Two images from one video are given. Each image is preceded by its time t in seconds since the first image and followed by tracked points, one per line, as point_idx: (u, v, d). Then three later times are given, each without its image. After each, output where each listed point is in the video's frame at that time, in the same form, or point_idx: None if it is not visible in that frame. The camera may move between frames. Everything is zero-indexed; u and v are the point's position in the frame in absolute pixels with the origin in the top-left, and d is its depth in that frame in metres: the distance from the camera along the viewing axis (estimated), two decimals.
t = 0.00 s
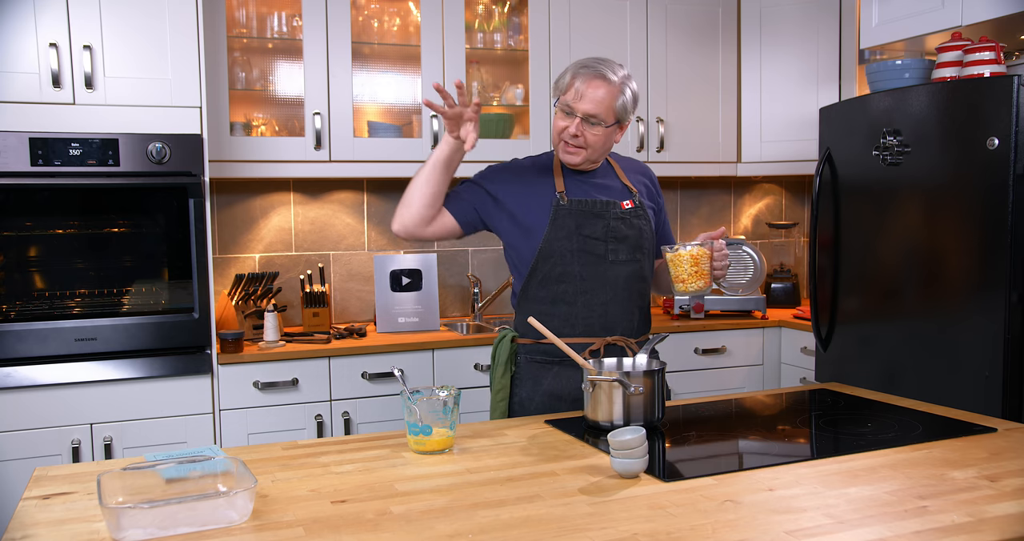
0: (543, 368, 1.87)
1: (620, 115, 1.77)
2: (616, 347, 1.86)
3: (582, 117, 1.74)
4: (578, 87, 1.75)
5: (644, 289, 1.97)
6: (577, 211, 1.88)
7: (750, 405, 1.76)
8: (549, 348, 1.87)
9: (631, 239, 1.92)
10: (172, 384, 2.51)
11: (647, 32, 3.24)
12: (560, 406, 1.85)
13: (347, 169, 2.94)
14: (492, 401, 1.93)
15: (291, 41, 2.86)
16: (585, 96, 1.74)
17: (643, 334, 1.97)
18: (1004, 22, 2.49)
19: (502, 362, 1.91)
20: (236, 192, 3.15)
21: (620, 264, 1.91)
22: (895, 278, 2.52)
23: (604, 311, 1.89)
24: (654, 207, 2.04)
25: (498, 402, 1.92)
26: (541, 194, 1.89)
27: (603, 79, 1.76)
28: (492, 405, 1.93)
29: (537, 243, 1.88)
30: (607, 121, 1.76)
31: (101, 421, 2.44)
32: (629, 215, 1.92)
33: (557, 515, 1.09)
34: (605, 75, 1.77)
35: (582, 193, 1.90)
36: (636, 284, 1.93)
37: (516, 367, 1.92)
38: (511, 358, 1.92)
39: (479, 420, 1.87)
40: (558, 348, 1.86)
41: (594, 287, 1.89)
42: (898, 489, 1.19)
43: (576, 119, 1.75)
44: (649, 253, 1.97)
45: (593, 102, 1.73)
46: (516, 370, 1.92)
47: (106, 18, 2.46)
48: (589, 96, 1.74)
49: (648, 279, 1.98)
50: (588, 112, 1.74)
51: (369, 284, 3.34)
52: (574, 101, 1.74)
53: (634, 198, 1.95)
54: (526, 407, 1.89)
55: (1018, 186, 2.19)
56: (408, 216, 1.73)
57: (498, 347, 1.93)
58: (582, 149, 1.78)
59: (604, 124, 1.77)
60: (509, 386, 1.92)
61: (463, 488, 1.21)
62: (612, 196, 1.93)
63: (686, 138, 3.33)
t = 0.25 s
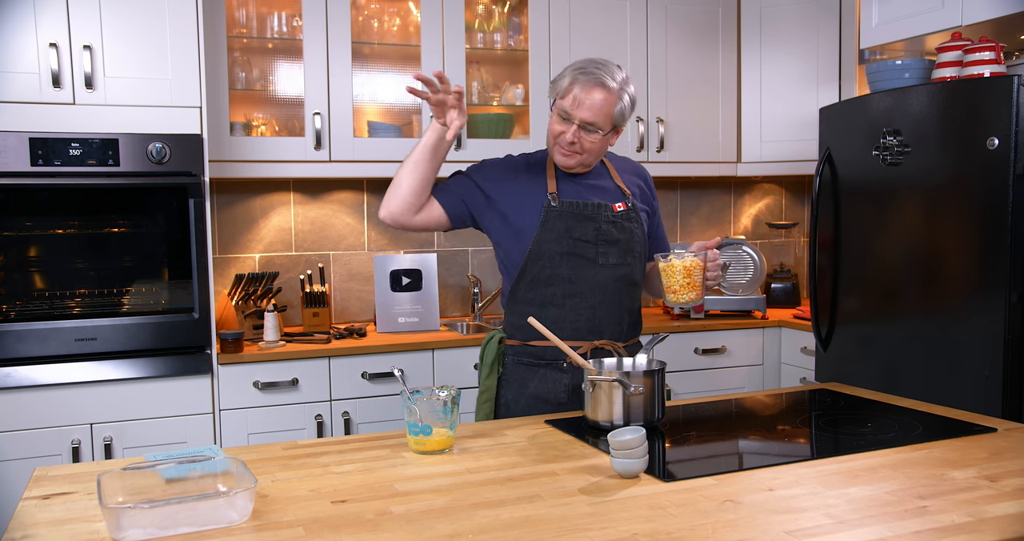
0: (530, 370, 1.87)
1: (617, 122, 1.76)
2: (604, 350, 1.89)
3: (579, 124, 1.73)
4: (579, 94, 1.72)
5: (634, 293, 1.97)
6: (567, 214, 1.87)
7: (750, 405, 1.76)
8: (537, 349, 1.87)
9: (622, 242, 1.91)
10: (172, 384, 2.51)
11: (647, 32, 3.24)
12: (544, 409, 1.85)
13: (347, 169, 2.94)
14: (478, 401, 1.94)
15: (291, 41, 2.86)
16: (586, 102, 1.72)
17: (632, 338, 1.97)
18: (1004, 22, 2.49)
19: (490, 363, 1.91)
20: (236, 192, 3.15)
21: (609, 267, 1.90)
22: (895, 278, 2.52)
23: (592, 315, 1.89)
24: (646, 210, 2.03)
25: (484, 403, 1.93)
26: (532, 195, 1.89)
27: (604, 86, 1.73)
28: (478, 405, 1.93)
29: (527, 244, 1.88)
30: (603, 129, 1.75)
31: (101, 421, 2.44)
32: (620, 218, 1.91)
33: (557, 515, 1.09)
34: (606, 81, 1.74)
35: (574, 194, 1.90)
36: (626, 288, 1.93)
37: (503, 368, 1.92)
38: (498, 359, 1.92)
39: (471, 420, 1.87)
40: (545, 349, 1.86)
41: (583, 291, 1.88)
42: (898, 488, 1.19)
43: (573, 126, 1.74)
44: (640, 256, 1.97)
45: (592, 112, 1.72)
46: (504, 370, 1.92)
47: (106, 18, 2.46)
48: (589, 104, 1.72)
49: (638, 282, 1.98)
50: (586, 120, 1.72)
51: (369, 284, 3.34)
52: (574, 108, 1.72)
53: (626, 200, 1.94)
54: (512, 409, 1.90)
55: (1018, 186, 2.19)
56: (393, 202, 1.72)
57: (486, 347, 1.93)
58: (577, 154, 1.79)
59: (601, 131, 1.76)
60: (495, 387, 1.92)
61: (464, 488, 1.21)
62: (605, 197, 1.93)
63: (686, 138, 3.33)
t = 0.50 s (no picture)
0: (523, 374, 1.87)
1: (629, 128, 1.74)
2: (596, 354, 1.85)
3: (599, 146, 1.72)
4: (596, 120, 1.67)
5: (629, 298, 1.97)
6: (564, 218, 1.87)
7: (750, 405, 1.76)
8: (529, 353, 1.87)
9: (619, 248, 1.91)
10: (172, 384, 2.51)
11: (647, 32, 3.24)
12: (537, 413, 1.86)
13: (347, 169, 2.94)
14: (469, 404, 1.93)
15: (291, 41, 2.86)
16: (607, 129, 1.68)
17: (626, 342, 1.97)
18: (1004, 22, 2.49)
19: (483, 365, 1.91)
20: (236, 192, 3.15)
21: (606, 273, 1.90)
22: (895, 278, 2.52)
23: (587, 320, 1.89)
24: (642, 213, 2.02)
25: (476, 406, 1.93)
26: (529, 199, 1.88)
27: (618, 103, 1.67)
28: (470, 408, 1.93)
29: (523, 248, 1.87)
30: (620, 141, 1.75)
31: (101, 421, 2.44)
32: (616, 224, 1.90)
33: (557, 515, 1.09)
34: (618, 95, 1.68)
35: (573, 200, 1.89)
36: (622, 292, 1.93)
37: (494, 371, 1.92)
38: (490, 362, 1.92)
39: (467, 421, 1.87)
40: (538, 353, 1.86)
41: (579, 296, 1.89)
42: (898, 488, 1.19)
43: (594, 150, 1.73)
44: (636, 260, 1.98)
45: (612, 135, 1.70)
46: (495, 373, 1.92)
47: (106, 18, 2.46)
48: (607, 128, 1.68)
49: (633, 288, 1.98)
50: (607, 143, 1.71)
51: (369, 284, 3.34)
52: (593, 135, 1.69)
53: (622, 205, 1.93)
54: (505, 412, 1.90)
55: (1018, 186, 2.19)
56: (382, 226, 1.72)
57: (479, 350, 1.93)
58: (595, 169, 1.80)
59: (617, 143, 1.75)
60: (487, 390, 1.92)
61: (464, 488, 1.21)
62: (603, 201, 1.92)
63: (686, 138, 3.33)
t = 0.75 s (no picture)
0: (524, 375, 1.87)
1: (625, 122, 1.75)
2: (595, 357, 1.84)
3: (599, 143, 1.72)
4: (593, 118, 1.67)
5: (629, 299, 1.97)
6: (566, 220, 1.87)
7: (750, 405, 1.76)
8: (530, 354, 1.87)
9: (620, 249, 1.91)
10: (172, 384, 2.51)
11: (647, 32, 3.24)
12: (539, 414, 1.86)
13: (347, 169, 2.94)
14: (468, 407, 1.92)
15: (291, 41, 2.86)
16: (606, 125, 1.69)
17: (626, 344, 1.98)
18: (1004, 22, 2.49)
19: (483, 367, 1.90)
20: (236, 192, 3.15)
21: (608, 274, 1.90)
22: (896, 278, 2.52)
23: (590, 321, 1.89)
24: (640, 211, 2.03)
25: (475, 409, 1.91)
26: (530, 202, 1.88)
27: (612, 97, 1.68)
28: (468, 410, 1.92)
29: (526, 251, 1.87)
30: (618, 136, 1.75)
31: (101, 421, 2.44)
32: (616, 225, 1.90)
33: (557, 515, 1.09)
34: (611, 90, 1.68)
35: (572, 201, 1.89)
36: (622, 294, 1.94)
37: (493, 372, 1.92)
38: (489, 363, 1.91)
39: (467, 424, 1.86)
40: (539, 355, 1.86)
41: (582, 298, 1.88)
42: (898, 488, 1.19)
43: (594, 148, 1.73)
44: (635, 261, 1.98)
45: (610, 130, 1.70)
46: (494, 375, 1.91)
47: (106, 18, 2.46)
48: (605, 124, 1.69)
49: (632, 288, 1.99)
50: (606, 139, 1.71)
51: (369, 284, 3.34)
52: (592, 133, 1.69)
53: (620, 205, 1.94)
54: (505, 413, 1.89)
55: (1018, 186, 2.19)
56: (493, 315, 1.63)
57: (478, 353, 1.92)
58: (596, 167, 1.80)
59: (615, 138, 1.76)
60: (486, 392, 1.91)
61: (464, 488, 1.21)
62: (601, 202, 1.92)
63: (686, 138, 3.33)
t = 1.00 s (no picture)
0: (524, 375, 1.87)
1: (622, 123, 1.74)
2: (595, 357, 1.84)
3: (597, 145, 1.71)
4: (590, 120, 1.67)
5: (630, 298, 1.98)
6: (565, 222, 1.86)
7: (750, 405, 1.76)
8: (529, 354, 1.86)
9: (620, 249, 1.91)
10: (172, 384, 2.51)
11: (647, 32, 3.24)
12: (539, 414, 1.86)
13: (347, 169, 2.94)
14: (468, 406, 1.92)
15: (291, 41, 2.86)
16: (602, 127, 1.68)
17: (626, 343, 1.98)
18: (1004, 22, 2.49)
19: (483, 366, 1.90)
20: (236, 192, 3.15)
21: (608, 275, 1.91)
22: (895, 278, 2.52)
23: (590, 321, 1.89)
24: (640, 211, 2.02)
25: (476, 408, 1.91)
26: (528, 204, 1.86)
27: (608, 98, 1.67)
28: (469, 409, 1.92)
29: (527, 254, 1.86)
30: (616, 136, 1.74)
31: (101, 421, 2.44)
32: (616, 225, 1.90)
33: (557, 515, 1.09)
34: (607, 91, 1.68)
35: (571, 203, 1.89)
36: (622, 293, 1.94)
37: (494, 372, 1.91)
38: (489, 363, 1.91)
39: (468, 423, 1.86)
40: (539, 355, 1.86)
41: (582, 298, 1.89)
42: (898, 488, 1.19)
43: (592, 149, 1.72)
44: (635, 260, 1.98)
45: (608, 131, 1.69)
46: (495, 374, 1.91)
47: (106, 18, 2.46)
48: (602, 126, 1.68)
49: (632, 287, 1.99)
50: (604, 140, 1.71)
51: (369, 284, 3.34)
52: (590, 135, 1.69)
53: (619, 205, 1.93)
54: (505, 412, 1.89)
55: (1018, 186, 2.19)
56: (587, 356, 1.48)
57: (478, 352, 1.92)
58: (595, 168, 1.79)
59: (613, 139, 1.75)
60: (487, 391, 1.91)
61: (464, 488, 1.21)
62: (600, 203, 1.92)
63: (686, 138, 3.33)
